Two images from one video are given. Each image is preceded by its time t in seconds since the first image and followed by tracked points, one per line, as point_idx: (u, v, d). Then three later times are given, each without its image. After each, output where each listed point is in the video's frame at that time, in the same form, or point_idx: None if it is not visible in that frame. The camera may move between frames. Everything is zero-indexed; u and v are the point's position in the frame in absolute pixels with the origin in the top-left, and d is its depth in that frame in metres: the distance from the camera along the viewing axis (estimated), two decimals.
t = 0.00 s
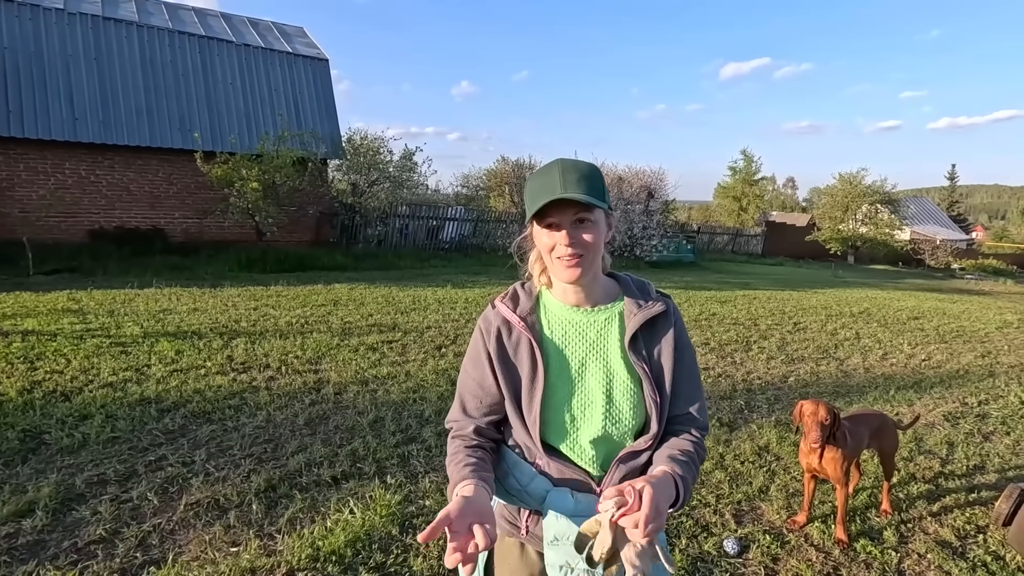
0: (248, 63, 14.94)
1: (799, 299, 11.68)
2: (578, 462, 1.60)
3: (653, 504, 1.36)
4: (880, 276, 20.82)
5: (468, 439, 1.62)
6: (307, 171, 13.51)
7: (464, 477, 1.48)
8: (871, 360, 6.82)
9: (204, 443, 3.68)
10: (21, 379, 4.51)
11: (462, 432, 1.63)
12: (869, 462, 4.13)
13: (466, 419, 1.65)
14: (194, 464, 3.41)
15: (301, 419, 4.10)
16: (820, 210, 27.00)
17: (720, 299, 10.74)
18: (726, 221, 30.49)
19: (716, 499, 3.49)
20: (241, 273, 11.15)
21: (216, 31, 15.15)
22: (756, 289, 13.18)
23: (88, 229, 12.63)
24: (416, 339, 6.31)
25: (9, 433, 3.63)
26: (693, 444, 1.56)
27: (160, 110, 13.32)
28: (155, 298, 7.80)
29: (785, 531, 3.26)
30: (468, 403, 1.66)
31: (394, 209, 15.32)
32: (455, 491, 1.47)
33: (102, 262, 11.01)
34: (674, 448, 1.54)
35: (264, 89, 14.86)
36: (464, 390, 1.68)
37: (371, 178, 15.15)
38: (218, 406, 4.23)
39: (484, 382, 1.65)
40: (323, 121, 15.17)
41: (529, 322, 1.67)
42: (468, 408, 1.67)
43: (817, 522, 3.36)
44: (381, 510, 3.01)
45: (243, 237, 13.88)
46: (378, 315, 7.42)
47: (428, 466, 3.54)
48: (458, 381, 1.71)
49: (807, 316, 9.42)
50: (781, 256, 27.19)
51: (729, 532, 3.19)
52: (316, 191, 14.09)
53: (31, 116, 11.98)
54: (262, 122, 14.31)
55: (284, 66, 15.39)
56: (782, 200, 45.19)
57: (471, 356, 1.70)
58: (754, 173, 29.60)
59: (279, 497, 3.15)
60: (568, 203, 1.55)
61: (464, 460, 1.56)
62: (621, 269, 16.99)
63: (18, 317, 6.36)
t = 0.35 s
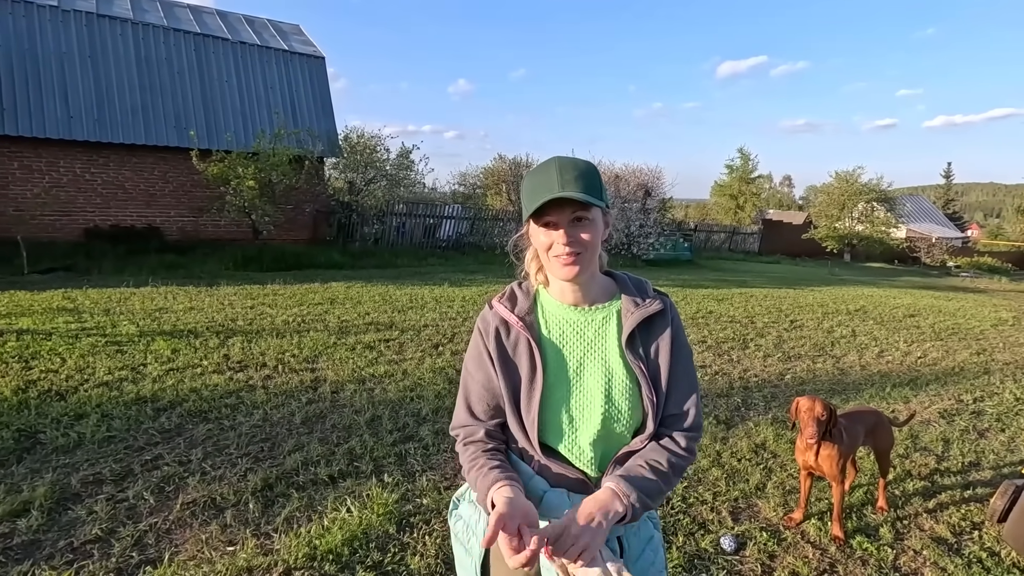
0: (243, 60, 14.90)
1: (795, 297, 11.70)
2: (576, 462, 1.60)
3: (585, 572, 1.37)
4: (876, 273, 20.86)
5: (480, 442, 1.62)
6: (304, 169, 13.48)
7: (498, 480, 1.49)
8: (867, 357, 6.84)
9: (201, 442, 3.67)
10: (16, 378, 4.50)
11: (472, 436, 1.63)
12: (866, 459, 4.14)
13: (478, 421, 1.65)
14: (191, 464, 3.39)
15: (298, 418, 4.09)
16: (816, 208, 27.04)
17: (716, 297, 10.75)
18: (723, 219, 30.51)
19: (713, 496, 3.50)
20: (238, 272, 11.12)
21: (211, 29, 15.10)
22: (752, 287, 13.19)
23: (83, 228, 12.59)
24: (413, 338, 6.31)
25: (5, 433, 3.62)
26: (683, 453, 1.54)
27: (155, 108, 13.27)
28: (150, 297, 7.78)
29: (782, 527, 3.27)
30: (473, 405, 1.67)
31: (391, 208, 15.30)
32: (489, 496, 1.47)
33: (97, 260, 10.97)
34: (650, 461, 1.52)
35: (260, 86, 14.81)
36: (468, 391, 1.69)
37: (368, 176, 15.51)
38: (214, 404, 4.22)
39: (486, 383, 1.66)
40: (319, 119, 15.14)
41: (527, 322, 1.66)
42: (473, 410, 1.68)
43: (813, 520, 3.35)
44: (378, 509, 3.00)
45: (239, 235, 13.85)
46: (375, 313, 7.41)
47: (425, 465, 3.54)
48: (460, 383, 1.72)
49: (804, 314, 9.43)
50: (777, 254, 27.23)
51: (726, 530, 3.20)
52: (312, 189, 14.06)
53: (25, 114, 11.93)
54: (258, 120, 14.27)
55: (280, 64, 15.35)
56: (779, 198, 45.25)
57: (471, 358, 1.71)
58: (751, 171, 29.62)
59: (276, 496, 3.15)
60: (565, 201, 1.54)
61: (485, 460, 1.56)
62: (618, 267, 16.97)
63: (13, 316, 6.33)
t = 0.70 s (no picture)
0: (240, 59, 14.87)
1: (793, 296, 11.69)
2: (572, 463, 1.59)
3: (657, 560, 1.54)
4: (873, 272, 20.86)
5: (456, 435, 1.65)
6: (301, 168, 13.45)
7: (460, 483, 1.52)
8: (865, 355, 6.84)
9: (198, 441, 3.67)
10: (11, 378, 4.47)
11: (452, 433, 1.65)
12: (864, 457, 4.14)
13: (453, 416, 1.66)
14: (188, 463, 3.39)
15: (296, 417, 4.08)
16: (814, 206, 27.05)
17: (715, 295, 10.73)
18: (721, 217, 30.53)
19: (712, 494, 3.50)
20: (235, 271, 11.10)
21: (208, 27, 15.06)
22: (750, 286, 13.17)
23: (79, 227, 12.56)
24: (411, 337, 6.30)
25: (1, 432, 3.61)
26: (699, 465, 1.57)
27: (152, 107, 13.24)
28: (147, 296, 7.76)
29: (780, 525, 3.27)
30: (457, 401, 1.67)
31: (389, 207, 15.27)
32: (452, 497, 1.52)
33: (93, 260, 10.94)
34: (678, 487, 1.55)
35: (257, 85, 14.78)
36: (456, 389, 1.69)
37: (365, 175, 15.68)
38: (211, 404, 4.21)
39: (476, 382, 1.66)
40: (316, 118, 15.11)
41: (521, 321, 1.66)
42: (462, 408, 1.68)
43: (811, 517, 3.36)
44: (376, 508, 3.00)
45: (236, 235, 13.81)
46: (373, 312, 7.40)
47: (423, 463, 3.53)
48: (450, 381, 1.71)
49: (801, 312, 9.45)
50: (775, 253, 27.21)
51: (725, 528, 3.19)
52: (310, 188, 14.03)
53: (21, 113, 11.89)
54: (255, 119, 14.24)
55: (277, 62, 15.32)
56: (776, 197, 45.26)
57: (463, 357, 1.70)
58: (749, 170, 29.63)
59: (274, 495, 3.14)
60: (564, 198, 1.54)
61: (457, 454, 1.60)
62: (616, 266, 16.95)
63: (9, 315, 6.30)
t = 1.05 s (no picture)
0: (237, 57, 14.84)
1: (791, 294, 11.71)
2: (568, 464, 1.59)
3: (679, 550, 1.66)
4: (870, 270, 20.91)
5: (450, 446, 1.65)
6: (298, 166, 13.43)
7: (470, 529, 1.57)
8: (862, 353, 6.86)
9: (196, 440, 3.66)
10: (8, 377, 4.46)
11: (445, 443, 1.66)
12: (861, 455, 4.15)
13: (446, 425, 1.66)
14: (186, 462, 3.38)
15: (294, 416, 4.08)
16: (811, 205, 27.09)
17: (712, 294, 10.74)
18: (718, 216, 30.57)
19: (709, 491, 3.51)
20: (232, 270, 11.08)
21: (205, 25, 15.02)
22: (748, 284, 13.19)
23: (76, 226, 12.52)
24: (409, 335, 6.30)
25: None
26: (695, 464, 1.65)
27: (149, 105, 13.21)
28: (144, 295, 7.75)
29: (777, 521, 3.29)
30: (451, 404, 1.67)
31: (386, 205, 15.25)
32: (463, 541, 1.58)
33: (90, 258, 10.91)
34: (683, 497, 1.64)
35: (254, 83, 14.76)
36: (449, 392, 1.68)
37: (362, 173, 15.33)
38: (209, 402, 4.20)
39: (471, 386, 1.65)
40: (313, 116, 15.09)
41: (516, 322, 1.65)
42: (455, 413, 1.67)
43: (807, 514, 3.36)
44: (374, 506, 3.00)
45: (233, 233, 13.78)
46: (371, 311, 7.39)
47: (422, 462, 3.54)
48: (442, 384, 1.70)
49: (799, 310, 9.46)
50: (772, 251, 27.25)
51: (722, 525, 3.20)
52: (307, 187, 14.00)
53: (16, 111, 11.85)
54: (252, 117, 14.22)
55: (274, 60, 15.29)
56: (773, 195, 45.31)
57: (455, 360, 1.69)
58: (746, 168, 29.66)
59: (273, 493, 3.14)
60: (562, 195, 1.54)
61: (453, 476, 1.62)
62: (613, 265, 16.96)
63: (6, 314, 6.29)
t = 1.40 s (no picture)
0: (233, 54, 14.79)
1: (787, 291, 11.74)
2: (571, 456, 1.58)
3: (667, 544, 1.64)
4: (866, 268, 20.97)
5: (437, 451, 1.61)
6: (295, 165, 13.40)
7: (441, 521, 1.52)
8: (858, 350, 6.88)
9: (193, 439, 3.65)
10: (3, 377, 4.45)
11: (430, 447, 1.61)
12: (857, 452, 4.16)
13: (434, 428, 1.62)
14: (184, 461, 3.37)
15: (292, 415, 4.07)
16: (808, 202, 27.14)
17: (709, 291, 10.76)
18: (715, 214, 30.61)
19: (707, 488, 3.52)
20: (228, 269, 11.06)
21: (200, 23, 14.97)
22: (744, 282, 13.22)
23: (71, 224, 12.48)
24: (406, 333, 6.30)
25: None
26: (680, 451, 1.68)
27: (144, 103, 13.17)
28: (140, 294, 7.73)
29: (774, 518, 3.29)
30: (441, 405, 1.63)
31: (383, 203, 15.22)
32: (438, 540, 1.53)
33: (85, 257, 10.88)
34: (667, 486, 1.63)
35: (250, 81, 14.71)
36: (440, 392, 1.64)
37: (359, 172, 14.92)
38: (206, 402, 4.19)
39: (465, 384, 1.62)
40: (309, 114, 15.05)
41: (512, 317, 1.63)
42: (447, 414, 1.63)
43: (804, 511, 3.37)
44: (372, 505, 2.99)
45: (230, 232, 13.75)
46: (367, 309, 7.39)
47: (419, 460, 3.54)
48: (431, 385, 1.66)
49: (795, 308, 9.49)
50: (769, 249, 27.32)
51: (720, 522, 3.20)
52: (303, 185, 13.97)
53: (10, 109, 11.79)
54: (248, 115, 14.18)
55: (270, 58, 15.24)
56: (770, 193, 45.39)
57: (446, 359, 1.65)
58: (743, 166, 29.70)
59: (270, 492, 3.13)
60: (571, 194, 1.54)
61: (435, 474, 1.58)
62: (610, 262, 16.97)
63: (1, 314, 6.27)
